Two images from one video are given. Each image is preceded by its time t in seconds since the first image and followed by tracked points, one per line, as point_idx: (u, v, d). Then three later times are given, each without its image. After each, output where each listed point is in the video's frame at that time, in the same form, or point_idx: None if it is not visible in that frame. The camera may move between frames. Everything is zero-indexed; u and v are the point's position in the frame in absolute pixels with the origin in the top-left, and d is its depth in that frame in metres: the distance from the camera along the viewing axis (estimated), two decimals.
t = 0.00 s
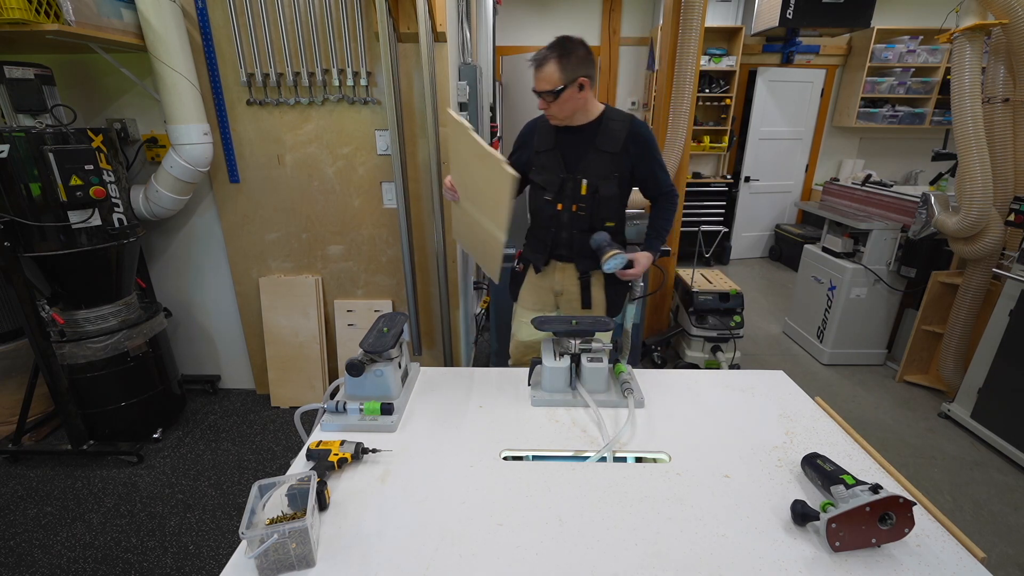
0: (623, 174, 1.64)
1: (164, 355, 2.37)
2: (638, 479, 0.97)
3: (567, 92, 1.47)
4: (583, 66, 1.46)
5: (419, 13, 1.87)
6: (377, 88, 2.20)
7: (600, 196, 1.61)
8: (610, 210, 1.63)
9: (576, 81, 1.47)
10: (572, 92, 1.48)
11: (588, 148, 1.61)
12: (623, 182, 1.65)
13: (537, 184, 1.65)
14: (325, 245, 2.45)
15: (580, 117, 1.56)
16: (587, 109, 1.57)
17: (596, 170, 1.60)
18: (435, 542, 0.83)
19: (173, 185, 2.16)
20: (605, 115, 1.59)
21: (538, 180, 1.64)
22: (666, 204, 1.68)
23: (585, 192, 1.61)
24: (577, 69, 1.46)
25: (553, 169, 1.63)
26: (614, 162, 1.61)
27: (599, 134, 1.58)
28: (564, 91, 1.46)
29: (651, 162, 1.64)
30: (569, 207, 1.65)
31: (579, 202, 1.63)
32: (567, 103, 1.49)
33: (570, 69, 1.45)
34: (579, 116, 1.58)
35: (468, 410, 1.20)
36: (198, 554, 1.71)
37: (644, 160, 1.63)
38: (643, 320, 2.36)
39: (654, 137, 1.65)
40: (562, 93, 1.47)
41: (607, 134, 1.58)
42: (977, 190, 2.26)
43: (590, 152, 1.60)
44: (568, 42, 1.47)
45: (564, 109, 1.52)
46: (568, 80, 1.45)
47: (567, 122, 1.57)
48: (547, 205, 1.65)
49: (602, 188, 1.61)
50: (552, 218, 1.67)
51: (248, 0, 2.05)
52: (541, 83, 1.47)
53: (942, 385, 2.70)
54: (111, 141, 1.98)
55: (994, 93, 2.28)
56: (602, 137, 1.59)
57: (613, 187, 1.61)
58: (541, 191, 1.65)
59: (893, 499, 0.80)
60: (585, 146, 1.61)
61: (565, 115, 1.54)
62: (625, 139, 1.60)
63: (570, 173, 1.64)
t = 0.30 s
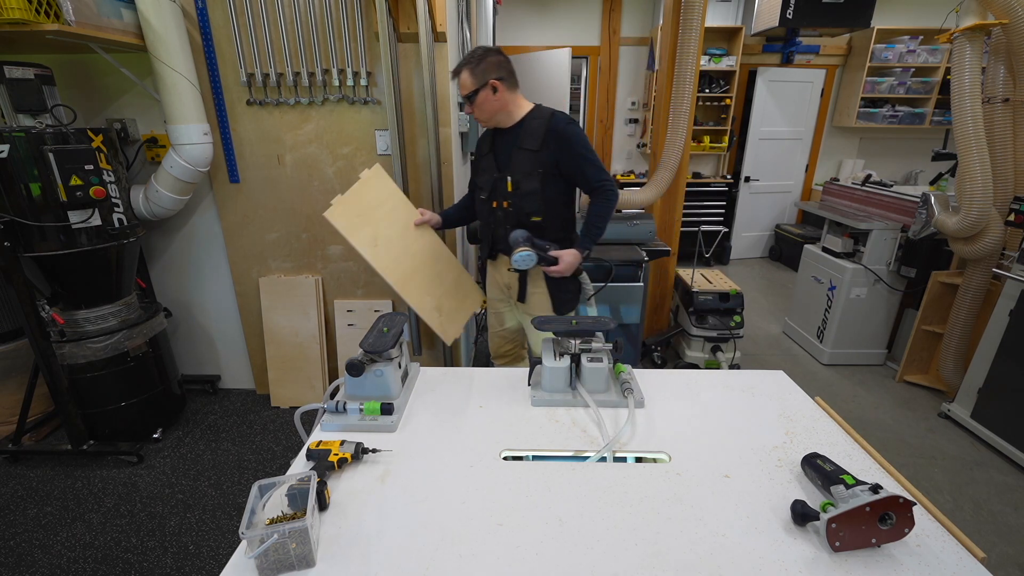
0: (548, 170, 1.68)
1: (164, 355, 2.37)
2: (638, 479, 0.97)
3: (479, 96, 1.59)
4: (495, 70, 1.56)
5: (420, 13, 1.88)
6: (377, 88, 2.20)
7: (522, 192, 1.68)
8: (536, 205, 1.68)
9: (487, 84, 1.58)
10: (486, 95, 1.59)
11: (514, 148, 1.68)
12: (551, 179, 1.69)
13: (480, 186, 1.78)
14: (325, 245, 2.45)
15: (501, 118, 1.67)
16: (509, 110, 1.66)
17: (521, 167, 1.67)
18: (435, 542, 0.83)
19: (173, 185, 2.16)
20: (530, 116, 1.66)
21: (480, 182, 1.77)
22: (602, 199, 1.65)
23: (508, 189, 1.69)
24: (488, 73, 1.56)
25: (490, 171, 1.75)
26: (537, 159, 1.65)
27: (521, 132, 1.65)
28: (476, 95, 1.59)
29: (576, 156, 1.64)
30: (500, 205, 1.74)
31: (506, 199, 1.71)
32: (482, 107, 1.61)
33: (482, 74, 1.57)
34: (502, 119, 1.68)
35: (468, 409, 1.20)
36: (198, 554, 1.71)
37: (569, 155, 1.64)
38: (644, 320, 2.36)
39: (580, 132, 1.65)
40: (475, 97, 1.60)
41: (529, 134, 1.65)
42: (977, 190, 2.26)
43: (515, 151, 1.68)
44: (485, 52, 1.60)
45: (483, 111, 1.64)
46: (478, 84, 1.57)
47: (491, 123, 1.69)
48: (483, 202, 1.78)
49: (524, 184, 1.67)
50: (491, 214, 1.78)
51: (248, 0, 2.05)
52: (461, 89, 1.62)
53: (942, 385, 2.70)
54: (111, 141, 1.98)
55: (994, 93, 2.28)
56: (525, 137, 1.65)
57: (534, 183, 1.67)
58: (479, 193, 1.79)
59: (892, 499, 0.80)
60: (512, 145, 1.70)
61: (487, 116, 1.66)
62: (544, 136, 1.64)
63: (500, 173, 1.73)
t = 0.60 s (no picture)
0: (499, 171, 1.66)
1: (164, 355, 2.37)
2: (638, 479, 0.97)
3: (437, 99, 1.61)
4: (451, 72, 1.57)
5: (419, 13, 1.88)
6: (377, 88, 2.20)
7: (471, 193, 1.69)
8: (486, 206, 1.69)
9: (444, 86, 1.59)
10: (442, 97, 1.61)
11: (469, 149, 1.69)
12: (502, 179, 1.68)
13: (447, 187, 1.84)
14: (325, 245, 2.45)
15: (462, 119, 1.68)
16: (468, 111, 1.66)
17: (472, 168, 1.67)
18: (435, 542, 0.83)
19: (173, 185, 2.16)
20: (487, 116, 1.65)
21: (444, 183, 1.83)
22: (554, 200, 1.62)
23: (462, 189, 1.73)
24: (442, 75, 1.57)
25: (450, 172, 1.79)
26: (486, 159, 1.64)
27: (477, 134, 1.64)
28: (433, 97, 1.61)
29: (524, 157, 1.61)
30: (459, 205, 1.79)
31: (461, 200, 1.76)
32: (442, 110, 1.63)
33: (437, 77, 1.57)
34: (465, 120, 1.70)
35: (468, 409, 1.20)
36: (198, 554, 1.71)
37: (518, 156, 1.61)
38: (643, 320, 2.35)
39: (530, 134, 1.60)
40: (432, 99, 1.61)
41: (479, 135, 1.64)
42: (977, 190, 2.26)
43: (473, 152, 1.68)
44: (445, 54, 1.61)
45: (444, 112, 1.65)
46: (435, 86, 1.59)
47: (454, 124, 1.70)
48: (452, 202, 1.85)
49: (473, 183, 1.68)
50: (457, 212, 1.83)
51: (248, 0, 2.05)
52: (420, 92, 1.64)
53: (942, 385, 2.70)
54: (111, 141, 1.98)
55: (994, 93, 2.28)
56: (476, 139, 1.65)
57: (483, 184, 1.66)
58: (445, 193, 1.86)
59: (892, 499, 0.80)
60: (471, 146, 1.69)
61: (447, 117, 1.67)
62: (494, 136, 1.62)
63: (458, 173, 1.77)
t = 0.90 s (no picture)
0: (450, 177, 1.66)
1: (164, 355, 2.37)
2: (638, 479, 0.97)
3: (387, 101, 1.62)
4: (398, 75, 1.58)
5: (419, 13, 1.88)
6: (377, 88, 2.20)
7: (422, 199, 1.71)
8: (435, 214, 1.70)
9: (392, 90, 1.59)
10: (391, 100, 1.61)
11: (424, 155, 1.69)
12: (452, 187, 1.67)
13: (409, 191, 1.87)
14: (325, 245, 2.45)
15: (413, 122, 1.68)
16: (419, 114, 1.66)
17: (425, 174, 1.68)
18: (435, 542, 0.83)
19: (173, 185, 2.16)
20: (437, 121, 1.64)
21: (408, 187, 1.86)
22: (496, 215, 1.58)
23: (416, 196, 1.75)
24: (389, 79, 1.58)
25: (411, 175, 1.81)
26: (436, 166, 1.65)
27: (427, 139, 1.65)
28: (382, 100, 1.62)
29: (468, 164, 1.58)
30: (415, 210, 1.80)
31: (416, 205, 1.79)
32: (392, 113, 1.64)
33: (384, 80, 1.59)
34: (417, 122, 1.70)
35: (469, 409, 1.20)
36: (198, 554, 1.71)
37: (462, 163, 1.59)
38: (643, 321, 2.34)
39: (477, 141, 1.57)
40: (382, 102, 1.63)
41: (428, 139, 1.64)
42: (977, 190, 2.26)
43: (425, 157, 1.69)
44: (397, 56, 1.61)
45: (395, 115, 1.66)
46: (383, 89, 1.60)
47: (408, 127, 1.71)
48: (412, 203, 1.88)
49: (424, 191, 1.70)
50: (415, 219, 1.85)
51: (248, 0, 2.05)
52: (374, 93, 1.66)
53: (942, 385, 2.70)
54: (111, 141, 1.98)
55: (994, 93, 2.28)
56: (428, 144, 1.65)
57: (432, 190, 1.67)
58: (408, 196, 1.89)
59: (892, 499, 0.80)
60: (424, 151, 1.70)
61: (399, 121, 1.68)
62: (441, 141, 1.62)
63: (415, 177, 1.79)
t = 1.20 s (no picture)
0: (400, 176, 1.68)
1: (164, 355, 2.37)
2: (638, 479, 0.97)
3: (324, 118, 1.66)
4: (329, 91, 1.60)
5: (419, 13, 1.89)
6: (377, 88, 2.20)
7: (380, 204, 1.72)
8: (395, 215, 1.71)
9: (325, 106, 1.62)
10: (327, 116, 1.64)
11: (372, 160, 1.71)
12: (405, 185, 1.69)
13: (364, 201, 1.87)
14: (325, 245, 2.46)
15: (353, 134, 1.70)
16: (358, 123, 1.68)
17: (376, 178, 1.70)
18: (435, 542, 0.83)
19: (173, 185, 2.16)
20: (375, 123, 1.67)
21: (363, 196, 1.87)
22: (450, 203, 1.62)
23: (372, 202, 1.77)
24: (321, 95, 1.61)
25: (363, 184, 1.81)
26: (385, 168, 1.67)
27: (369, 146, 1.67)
28: (319, 117, 1.65)
29: (413, 159, 1.62)
30: (375, 217, 1.82)
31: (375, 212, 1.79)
32: (332, 129, 1.68)
33: (316, 97, 1.62)
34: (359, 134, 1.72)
35: (469, 409, 1.20)
36: (198, 554, 1.71)
37: (407, 160, 1.62)
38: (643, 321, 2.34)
39: (415, 133, 1.61)
40: (320, 119, 1.66)
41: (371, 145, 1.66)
42: (977, 190, 2.26)
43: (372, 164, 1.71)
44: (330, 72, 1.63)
45: (336, 131, 1.70)
46: (316, 106, 1.63)
47: (352, 140, 1.74)
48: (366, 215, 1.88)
49: (379, 195, 1.71)
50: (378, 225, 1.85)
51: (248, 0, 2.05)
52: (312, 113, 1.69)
53: (942, 385, 2.70)
54: (111, 141, 1.98)
55: (994, 93, 2.28)
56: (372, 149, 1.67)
57: (387, 192, 1.69)
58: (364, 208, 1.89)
59: (892, 499, 0.80)
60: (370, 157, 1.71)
61: (341, 135, 1.70)
62: (383, 143, 1.64)
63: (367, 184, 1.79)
